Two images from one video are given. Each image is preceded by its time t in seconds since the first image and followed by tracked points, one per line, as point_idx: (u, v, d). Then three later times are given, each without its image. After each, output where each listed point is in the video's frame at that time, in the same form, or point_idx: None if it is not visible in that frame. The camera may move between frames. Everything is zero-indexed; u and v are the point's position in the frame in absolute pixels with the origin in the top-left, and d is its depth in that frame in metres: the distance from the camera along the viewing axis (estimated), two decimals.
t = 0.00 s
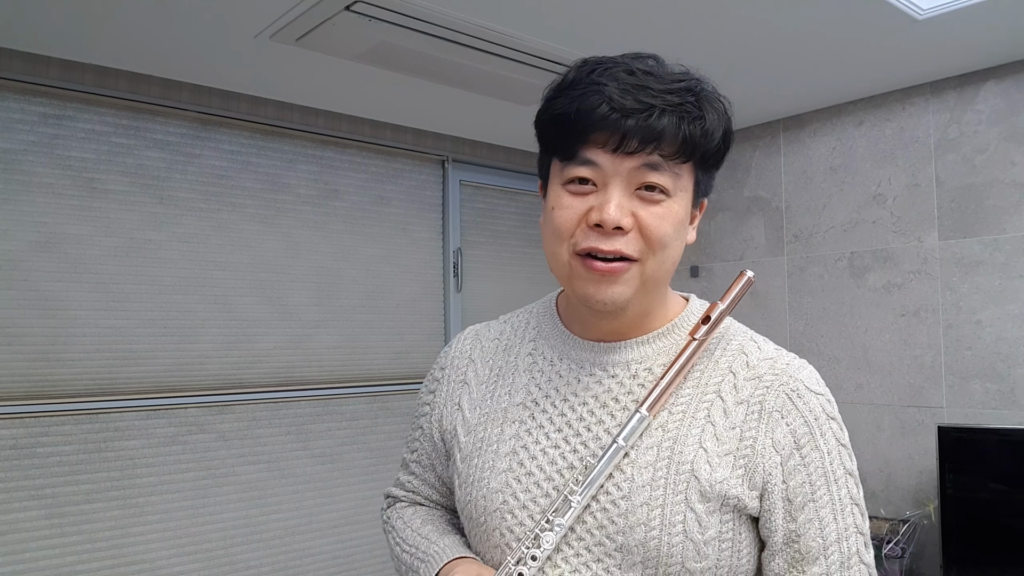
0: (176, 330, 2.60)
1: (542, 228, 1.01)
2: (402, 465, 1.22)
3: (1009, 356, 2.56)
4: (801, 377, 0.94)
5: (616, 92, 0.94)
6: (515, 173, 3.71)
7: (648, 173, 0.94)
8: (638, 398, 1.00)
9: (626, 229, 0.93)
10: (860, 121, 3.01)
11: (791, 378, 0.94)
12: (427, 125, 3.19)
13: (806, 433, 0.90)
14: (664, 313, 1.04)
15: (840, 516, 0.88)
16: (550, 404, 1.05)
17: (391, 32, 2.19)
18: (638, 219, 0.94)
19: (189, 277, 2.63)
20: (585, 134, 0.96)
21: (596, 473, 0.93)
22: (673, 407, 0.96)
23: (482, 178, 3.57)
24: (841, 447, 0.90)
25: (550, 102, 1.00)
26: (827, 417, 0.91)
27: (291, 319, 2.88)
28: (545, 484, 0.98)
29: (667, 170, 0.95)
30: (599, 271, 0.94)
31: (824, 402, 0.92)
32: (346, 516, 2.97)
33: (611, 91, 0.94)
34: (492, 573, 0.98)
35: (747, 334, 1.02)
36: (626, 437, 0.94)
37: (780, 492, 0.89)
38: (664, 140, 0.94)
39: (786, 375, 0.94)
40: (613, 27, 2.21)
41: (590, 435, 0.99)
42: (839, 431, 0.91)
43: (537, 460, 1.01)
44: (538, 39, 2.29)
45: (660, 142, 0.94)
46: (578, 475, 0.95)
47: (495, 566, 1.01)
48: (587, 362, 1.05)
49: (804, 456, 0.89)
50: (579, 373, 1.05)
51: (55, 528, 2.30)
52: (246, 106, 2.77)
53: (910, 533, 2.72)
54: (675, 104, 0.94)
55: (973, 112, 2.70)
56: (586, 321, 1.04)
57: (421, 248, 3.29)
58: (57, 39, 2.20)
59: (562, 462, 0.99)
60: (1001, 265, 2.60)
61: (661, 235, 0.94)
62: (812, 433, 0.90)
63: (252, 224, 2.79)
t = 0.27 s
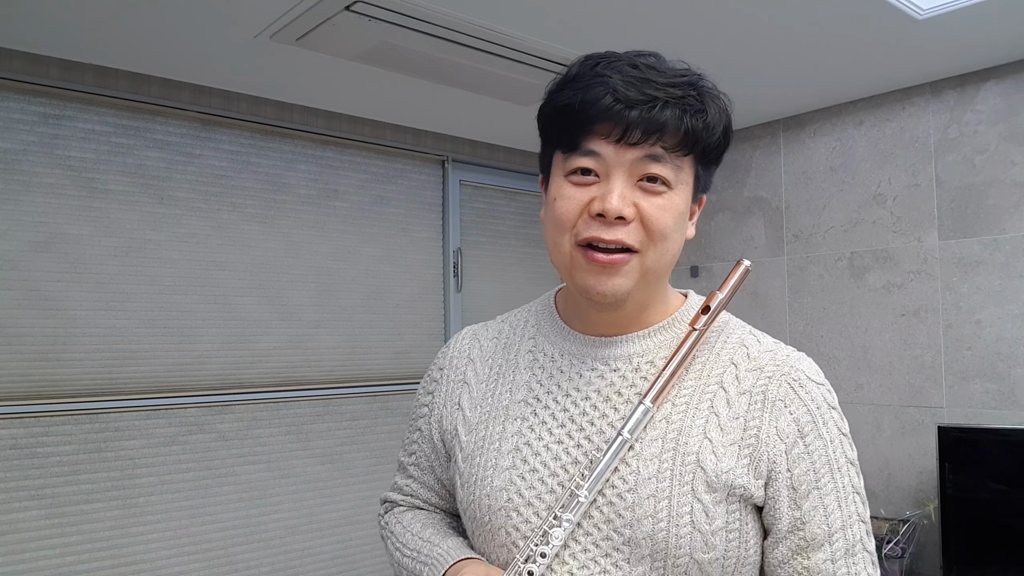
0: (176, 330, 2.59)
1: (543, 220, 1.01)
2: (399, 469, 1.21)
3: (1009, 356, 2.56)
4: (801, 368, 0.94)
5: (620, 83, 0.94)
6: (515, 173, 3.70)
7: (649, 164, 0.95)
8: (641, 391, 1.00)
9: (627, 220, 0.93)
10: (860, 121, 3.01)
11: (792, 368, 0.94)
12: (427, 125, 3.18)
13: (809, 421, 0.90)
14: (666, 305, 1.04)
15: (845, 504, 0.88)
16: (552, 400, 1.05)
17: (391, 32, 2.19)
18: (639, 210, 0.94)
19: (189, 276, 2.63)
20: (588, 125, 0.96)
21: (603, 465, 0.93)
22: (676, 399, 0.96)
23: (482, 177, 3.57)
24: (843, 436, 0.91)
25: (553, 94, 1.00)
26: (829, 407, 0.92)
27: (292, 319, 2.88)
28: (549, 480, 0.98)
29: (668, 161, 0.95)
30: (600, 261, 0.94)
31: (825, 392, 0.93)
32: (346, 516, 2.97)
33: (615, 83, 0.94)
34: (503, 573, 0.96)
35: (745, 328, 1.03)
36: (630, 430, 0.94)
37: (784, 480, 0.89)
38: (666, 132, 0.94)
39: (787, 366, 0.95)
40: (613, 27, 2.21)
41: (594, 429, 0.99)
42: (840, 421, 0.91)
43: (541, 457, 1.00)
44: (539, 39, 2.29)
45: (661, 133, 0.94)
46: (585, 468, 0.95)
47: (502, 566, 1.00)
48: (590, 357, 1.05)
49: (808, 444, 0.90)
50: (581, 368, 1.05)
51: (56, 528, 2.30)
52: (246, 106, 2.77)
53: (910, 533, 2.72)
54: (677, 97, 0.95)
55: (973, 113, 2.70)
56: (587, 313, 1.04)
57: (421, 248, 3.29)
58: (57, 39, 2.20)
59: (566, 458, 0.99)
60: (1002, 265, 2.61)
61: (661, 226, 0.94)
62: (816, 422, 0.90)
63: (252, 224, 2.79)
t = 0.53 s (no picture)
0: (176, 330, 2.60)
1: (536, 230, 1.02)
2: (406, 479, 1.21)
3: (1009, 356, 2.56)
4: (813, 355, 0.94)
5: (599, 87, 0.94)
6: (515, 173, 3.71)
7: (635, 169, 0.94)
8: (650, 392, 1.00)
9: (615, 227, 0.93)
10: (860, 121, 3.01)
11: (805, 356, 0.94)
12: (427, 125, 3.19)
13: (828, 407, 0.90)
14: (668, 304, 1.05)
15: (878, 482, 0.86)
16: (557, 405, 1.05)
17: (391, 32, 2.19)
18: (628, 215, 0.94)
19: (190, 277, 2.63)
20: (571, 131, 0.96)
21: (610, 472, 0.93)
22: (685, 400, 0.96)
23: (482, 178, 3.57)
24: (864, 417, 0.90)
25: (535, 100, 1.00)
26: (844, 390, 0.91)
27: (292, 319, 2.88)
28: (558, 486, 0.98)
29: (654, 164, 0.95)
30: (591, 269, 0.94)
31: (838, 377, 0.93)
32: (346, 516, 2.97)
33: (593, 87, 0.94)
34: None
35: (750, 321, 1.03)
36: (638, 433, 0.93)
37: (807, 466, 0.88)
38: (649, 133, 0.93)
39: (799, 355, 0.94)
40: (613, 27, 2.21)
41: (603, 432, 1.00)
42: (858, 402, 0.91)
43: (548, 463, 1.00)
44: (538, 40, 2.29)
45: (644, 135, 0.93)
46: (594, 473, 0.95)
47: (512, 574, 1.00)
48: (595, 360, 1.05)
49: (830, 429, 0.89)
50: (586, 372, 1.05)
51: (55, 528, 2.30)
52: (246, 106, 2.77)
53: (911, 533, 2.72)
54: (659, 96, 0.94)
55: (973, 112, 2.70)
56: (586, 318, 1.05)
57: (421, 248, 3.29)
58: (57, 40, 2.20)
59: (575, 462, 0.99)
60: (1002, 265, 2.60)
61: (651, 231, 0.94)
62: (834, 407, 0.89)
63: (252, 224, 2.79)
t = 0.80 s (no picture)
0: (176, 330, 2.60)
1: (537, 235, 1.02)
2: (416, 488, 1.23)
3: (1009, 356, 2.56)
4: (822, 349, 0.95)
5: (594, 87, 0.94)
6: (515, 173, 3.70)
7: (632, 171, 0.94)
8: (657, 394, 1.00)
9: (613, 230, 0.93)
10: (860, 121, 3.01)
11: (813, 351, 0.95)
12: (426, 125, 3.19)
13: (836, 400, 0.90)
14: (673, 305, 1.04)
15: (886, 477, 0.85)
16: (564, 410, 1.05)
17: (391, 31, 2.19)
18: (626, 219, 0.94)
19: (189, 277, 2.63)
20: (568, 133, 0.96)
21: (617, 481, 0.93)
22: (693, 402, 0.96)
23: (482, 177, 3.57)
24: (874, 412, 0.90)
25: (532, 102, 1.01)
26: (854, 384, 0.92)
27: (292, 319, 2.88)
28: (565, 493, 0.98)
29: (653, 165, 0.94)
30: (590, 274, 0.94)
31: (849, 371, 0.93)
32: (346, 516, 2.97)
33: (589, 87, 0.94)
34: None
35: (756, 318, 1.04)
36: (645, 436, 0.93)
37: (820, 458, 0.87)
38: (646, 133, 0.93)
39: (808, 350, 0.95)
40: (613, 27, 2.21)
41: (610, 437, 0.99)
42: (868, 397, 0.92)
43: (555, 470, 1.00)
44: (538, 40, 2.29)
45: (641, 135, 0.93)
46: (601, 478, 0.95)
47: None
48: (601, 364, 1.05)
49: (837, 423, 0.89)
50: (593, 376, 1.05)
51: (55, 528, 2.30)
52: (246, 106, 2.77)
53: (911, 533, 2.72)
54: (656, 95, 0.94)
55: (973, 112, 2.70)
56: (589, 321, 1.05)
57: (420, 248, 3.29)
58: (57, 39, 2.20)
59: (582, 468, 0.99)
60: (1001, 265, 2.61)
61: (650, 233, 0.94)
62: (842, 400, 0.90)
63: (252, 224, 2.79)
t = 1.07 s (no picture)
0: (176, 330, 2.60)
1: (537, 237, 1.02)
2: (428, 493, 1.23)
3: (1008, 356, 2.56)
4: (838, 348, 0.88)
5: (582, 83, 0.94)
6: (515, 173, 3.70)
7: (627, 167, 0.93)
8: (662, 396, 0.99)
9: (610, 228, 0.92)
10: (861, 121, 3.01)
11: (828, 350, 0.88)
12: (427, 125, 3.19)
13: (852, 403, 0.84)
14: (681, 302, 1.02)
15: (909, 484, 0.79)
16: (570, 413, 1.04)
17: (391, 32, 2.19)
18: (623, 215, 0.93)
19: (189, 277, 2.63)
20: (559, 131, 0.96)
21: (619, 486, 0.91)
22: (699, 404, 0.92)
23: (482, 177, 3.57)
24: (894, 415, 0.83)
25: (525, 101, 1.01)
26: (873, 386, 0.85)
27: (292, 319, 2.88)
28: (570, 497, 0.97)
29: (648, 159, 0.93)
30: (590, 274, 0.94)
31: (867, 371, 0.86)
32: (347, 516, 2.97)
33: (577, 84, 0.94)
34: None
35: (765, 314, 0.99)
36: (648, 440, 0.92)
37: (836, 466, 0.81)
38: (637, 126, 0.92)
39: (821, 349, 0.89)
40: (614, 27, 2.21)
41: (615, 440, 0.98)
42: (889, 399, 0.84)
43: (560, 473, 1.00)
44: (539, 40, 2.29)
45: (633, 129, 0.92)
46: (603, 484, 0.94)
47: None
48: (608, 365, 1.04)
49: (853, 428, 0.82)
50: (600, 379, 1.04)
51: (55, 528, 2.30)
52: (246, 106, 2.77)
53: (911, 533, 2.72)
54: (646, 88, 0.93)
55: (973, 112, 2.70)
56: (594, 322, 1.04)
57: (420, 248, 3.29)
58: (58, 39, 2.20)
59: (587, 472, 0.98)
60: (1001, 265, 2.61)
61: (649, 228, 0.92)
62: (859, 403, 0.83)
63: (252, 224, 2.79)
